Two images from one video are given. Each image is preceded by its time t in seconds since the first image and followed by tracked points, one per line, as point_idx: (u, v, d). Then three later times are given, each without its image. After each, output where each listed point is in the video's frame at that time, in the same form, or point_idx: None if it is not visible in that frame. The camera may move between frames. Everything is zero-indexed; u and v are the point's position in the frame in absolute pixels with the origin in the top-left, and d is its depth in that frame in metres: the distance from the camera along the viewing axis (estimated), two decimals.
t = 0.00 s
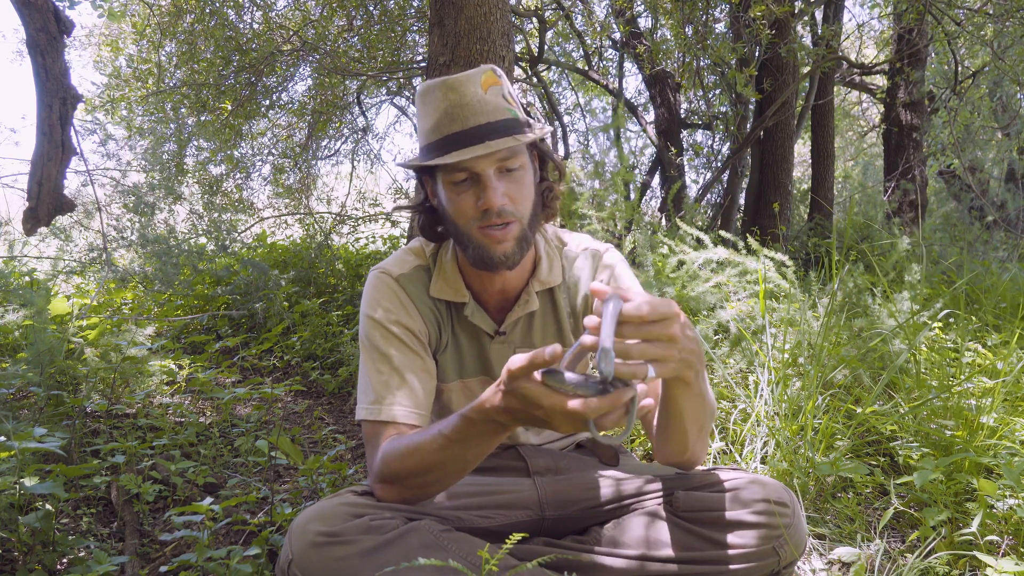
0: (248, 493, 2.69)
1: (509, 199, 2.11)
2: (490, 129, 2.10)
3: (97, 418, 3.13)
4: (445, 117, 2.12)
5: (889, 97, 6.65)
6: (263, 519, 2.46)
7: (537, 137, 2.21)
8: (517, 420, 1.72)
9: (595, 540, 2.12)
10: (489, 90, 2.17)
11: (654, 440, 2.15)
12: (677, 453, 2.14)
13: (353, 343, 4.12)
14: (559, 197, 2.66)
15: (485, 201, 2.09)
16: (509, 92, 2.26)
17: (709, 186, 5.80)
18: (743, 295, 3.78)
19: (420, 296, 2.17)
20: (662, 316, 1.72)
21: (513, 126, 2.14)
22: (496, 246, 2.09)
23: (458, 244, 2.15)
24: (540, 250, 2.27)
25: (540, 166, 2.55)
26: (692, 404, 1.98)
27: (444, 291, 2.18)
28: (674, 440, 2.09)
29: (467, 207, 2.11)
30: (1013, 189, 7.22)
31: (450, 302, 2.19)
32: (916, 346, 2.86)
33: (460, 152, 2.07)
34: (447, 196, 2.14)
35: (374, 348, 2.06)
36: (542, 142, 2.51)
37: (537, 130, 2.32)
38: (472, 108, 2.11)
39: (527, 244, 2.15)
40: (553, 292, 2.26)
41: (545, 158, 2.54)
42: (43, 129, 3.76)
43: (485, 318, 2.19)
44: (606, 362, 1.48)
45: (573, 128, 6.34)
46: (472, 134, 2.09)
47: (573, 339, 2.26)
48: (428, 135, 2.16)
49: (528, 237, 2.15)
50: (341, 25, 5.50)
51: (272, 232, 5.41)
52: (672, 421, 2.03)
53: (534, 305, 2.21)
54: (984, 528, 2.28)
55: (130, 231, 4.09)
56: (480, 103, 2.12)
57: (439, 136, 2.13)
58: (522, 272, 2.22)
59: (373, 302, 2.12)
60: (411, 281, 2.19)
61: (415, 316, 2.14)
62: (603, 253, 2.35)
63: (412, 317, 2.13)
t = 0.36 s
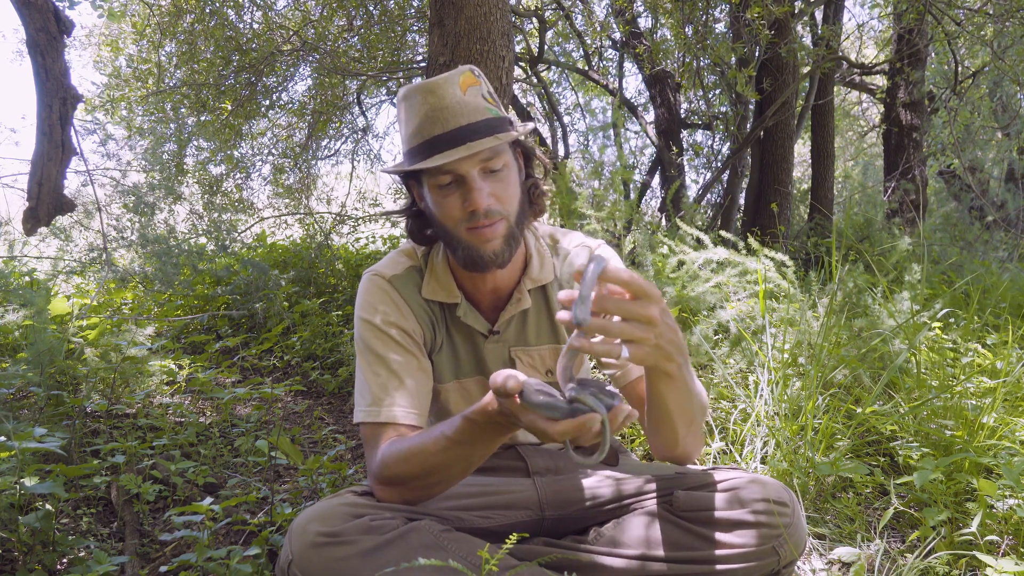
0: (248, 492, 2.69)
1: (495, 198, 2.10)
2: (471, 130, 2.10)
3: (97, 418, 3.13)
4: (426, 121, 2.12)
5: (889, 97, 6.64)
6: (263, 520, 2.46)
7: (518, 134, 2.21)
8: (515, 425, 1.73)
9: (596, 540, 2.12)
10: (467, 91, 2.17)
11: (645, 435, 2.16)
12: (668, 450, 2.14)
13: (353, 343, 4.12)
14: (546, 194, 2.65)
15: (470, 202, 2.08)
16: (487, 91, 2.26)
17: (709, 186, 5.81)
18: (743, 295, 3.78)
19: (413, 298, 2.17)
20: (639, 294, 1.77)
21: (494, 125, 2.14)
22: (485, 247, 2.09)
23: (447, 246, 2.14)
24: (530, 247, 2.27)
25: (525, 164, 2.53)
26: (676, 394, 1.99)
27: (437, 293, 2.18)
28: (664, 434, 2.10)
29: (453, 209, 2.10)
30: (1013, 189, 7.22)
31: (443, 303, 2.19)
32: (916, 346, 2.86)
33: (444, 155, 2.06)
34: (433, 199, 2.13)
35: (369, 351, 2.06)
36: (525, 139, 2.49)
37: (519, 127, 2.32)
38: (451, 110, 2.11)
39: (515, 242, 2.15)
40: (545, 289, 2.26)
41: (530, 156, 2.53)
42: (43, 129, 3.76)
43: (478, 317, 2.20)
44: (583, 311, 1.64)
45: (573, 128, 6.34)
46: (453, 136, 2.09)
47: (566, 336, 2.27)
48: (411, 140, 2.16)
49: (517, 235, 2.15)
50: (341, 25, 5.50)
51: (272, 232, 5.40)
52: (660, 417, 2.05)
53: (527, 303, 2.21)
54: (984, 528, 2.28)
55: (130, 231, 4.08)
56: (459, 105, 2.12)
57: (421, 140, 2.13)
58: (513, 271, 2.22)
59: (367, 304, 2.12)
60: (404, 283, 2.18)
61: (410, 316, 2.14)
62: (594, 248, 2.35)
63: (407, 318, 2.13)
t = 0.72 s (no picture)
0: (248, 493, 2.69)
1: (487, 199, 2.10)
2: (462, 131, 2.10)
3: (97, 418, 3.13)
4: (417, 123, 2.12)
5: (889, 97, 6.64)
6: (263, 520, 2.46)
7: (509, 134, 2.21)
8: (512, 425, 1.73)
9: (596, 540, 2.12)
10: (458, 91, 2.17)
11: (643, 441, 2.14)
12: (665, 455, 2.12)
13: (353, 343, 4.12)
14: (542, 194, 2.65)
15: (463, 203, 2.08)
16: (478, 92, 2.26)
17: (709, 186, 5.81)
18: (743, 295, 3.78)
19: (411, 299, 2.17)
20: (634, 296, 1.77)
21: (485, 126, 2.14)
22: (479, 247, 2.08)
23: (443, 247, 2.14)
24: (527, 248, 2.27)
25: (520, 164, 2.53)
26: (673, 401, 1.97)
27: (434, 294, 2.17)
28: (660, 441, 2.07)
29: (446, 210, 2.10)
30: (1013, 189, 7.23)
31: (440, 303, 2.19)
32: (916, 346, 2.86)
33: (435, 156, 2.06)
34: (426, 201, 2.13)
35: (368, 351, 2.06)
36: (519, 139, 2.50)
37: (510, 126, 2.32)
38: (442, 111, 2.12)
39: (510, 243, 2.15)
40: (542, 290, 2.26)
41: (524, 156, 2.53)
42: (43, 130, 3.76)
43: (475, 318, 2.19)
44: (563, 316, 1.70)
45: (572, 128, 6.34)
46: (444, 137, 2.09)
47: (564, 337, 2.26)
48: (403, 143, 2.16)
49: (511, 235, 2.15)
50: (341, 25, 5.50)
51: (272, 232, 5.40)
52: (656, 422, 2.01)
53: (524, 304, 2.21)
54: (984, 528, 2.28)
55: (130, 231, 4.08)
56: (449, 106, 2.12)
57: (413, 143, 2.13)
58: (510, 272, 2.22)
59: (364, 304, 2.12)
60: (401, 284, 2.19)
61: (407, 317, 2.14)
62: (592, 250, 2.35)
63: (405, 319, 2.13)
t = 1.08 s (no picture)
0: (248, 493, 2.69)
1: (496, 202, 2.10)
2: (472, 133, 2.09)
3: (97, 418, 3.13)
4: (426, 125, 2.12)
5: (889, 97, 6.64)
6: (263, 520, 2.46)
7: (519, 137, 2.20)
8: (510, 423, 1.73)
9: (596, 540, 2.12)
10: (469, 93, 2.16)
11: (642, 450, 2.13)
12: (666, 467, 2.10)
13: (353, 343, 4.12)
14: (549, 197, 2.66)
15: (471, 205, 2.08)
16: (489, 94, 2.25)
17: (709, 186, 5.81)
18: (743, 295, 3.78)
19: (417, 299, 2.17)
20: (626, 302, 1.77)
21: (495, 128, 2.13)
22: (486, 250, 2.09)
23: (450, 248, 2.15)
24: (534, 251, 2.27)
25: (529, 167, 2.54)
26: (675, 410, 1.96)
27: (440, 294, 2.18)
28: (660, 451, 2.06)
29: (454, 212, 2.10)
30: (1013, 189, 7.23)
31: (446, 304, 2.19)
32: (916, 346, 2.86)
33: (445, 158, 2.06)
34: (435, 202, 2.13)
35: (372, 350, 2.06)
36: (529, 142, 2.49)
37: (520, 129, 2.31)
38: (452, 113, 2.11)
39: (518, 246, 2.15)
40: (548, 295, 2.26)
41: (533, 159, 2.53)
42: (43, 130, 3.76)
43: (481, 320, 2.20)
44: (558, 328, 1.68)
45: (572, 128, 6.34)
46: (454, 139, 2.09)
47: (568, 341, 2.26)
48: (413, 144, 2.16)
49: (519, 239, 2.15)
50: (341, 25, 5.50)
51: (272, 232, 5.40)
52: (655, 431, 2.01)
53: (529, 308, 2.22)
54: (984, 528, 2.28)
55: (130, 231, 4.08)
56: (460, 108, 2.11)
57: (423, 144, 2.13)
58: (516, 275, 2.22)
59: (370, 303, 2.12)
60: (407, 283, 2.19)
61: (413, 317, 2.14)
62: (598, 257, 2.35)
63: (410, 319, 2.13)
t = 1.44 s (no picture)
0: (248, 493, 2.69)
1: (502, 199, 2.11)
2: (479, 131, 2.09)
3: (97, 418, 3.13)
4: (434, 121, 2.12)
5: (889, 97, 6.64)
6: (263, 520, 2.46)
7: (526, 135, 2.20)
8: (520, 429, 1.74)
9: (597, 541, 2.13)
10: (477, 90, 2.16)
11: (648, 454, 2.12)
12: (671, 472, 2.10)
13: (352, 343, 4.12)
14: (553, 196, 2.66)
15: (477, 203, 2.09)
16: (497, 92, 2.25)
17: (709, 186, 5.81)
18: (743, 295, 3.78)
19: (419, 296, 2.17)
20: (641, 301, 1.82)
21: (502, 126, 2.13)
22: (491, 247, 2.10)
23: (455, 246, 2.15)
24: (538, 249, 2.27)
25: (533, 166, 2.54)
26: (681, 413, 1.96)
27: (444, 291, 2.18)
28: (666, 455, 2.06)
29: (460, 209, 2.11)
30: (1013, 189, 7.23)
31: (449, 300, 2.19)
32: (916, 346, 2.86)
33: (452, 155, 2.07)
34: (441, 199, 2.14)
35: (374, 348, 2.06)
36: (533, 141, 2.49)
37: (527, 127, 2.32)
38: (460, 110, 2.11)
39: (523, 245, 2.15)
40: (552, 293, 2.27)
41: (537, 158, 2.54)
42: (43, 130, 3.76)
43: (484, 317, 2.20)
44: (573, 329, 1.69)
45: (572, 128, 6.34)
46: (462, 136, 2.09)
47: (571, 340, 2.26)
48: (420, 140, 2.16)
49: (523, 237, 2.15)
50: (341, 26, 5.50)
51: (272, 232, 5.40)
52: (664, 434, 2.01)
53: (532, 305, 2.22)
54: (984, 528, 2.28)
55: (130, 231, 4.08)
56: (469, 105, 2.11)
57: (430, 140, 2.13)
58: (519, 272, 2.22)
59: (373, 301, 2.12)
60: (409, 281, 2.19)
61: (415, 315, 2.14)
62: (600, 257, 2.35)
63: (412, 317, 2.12)
